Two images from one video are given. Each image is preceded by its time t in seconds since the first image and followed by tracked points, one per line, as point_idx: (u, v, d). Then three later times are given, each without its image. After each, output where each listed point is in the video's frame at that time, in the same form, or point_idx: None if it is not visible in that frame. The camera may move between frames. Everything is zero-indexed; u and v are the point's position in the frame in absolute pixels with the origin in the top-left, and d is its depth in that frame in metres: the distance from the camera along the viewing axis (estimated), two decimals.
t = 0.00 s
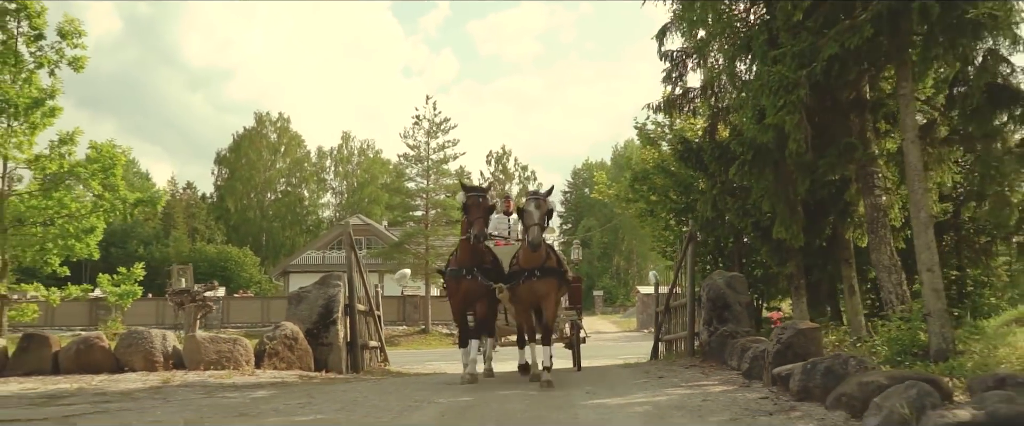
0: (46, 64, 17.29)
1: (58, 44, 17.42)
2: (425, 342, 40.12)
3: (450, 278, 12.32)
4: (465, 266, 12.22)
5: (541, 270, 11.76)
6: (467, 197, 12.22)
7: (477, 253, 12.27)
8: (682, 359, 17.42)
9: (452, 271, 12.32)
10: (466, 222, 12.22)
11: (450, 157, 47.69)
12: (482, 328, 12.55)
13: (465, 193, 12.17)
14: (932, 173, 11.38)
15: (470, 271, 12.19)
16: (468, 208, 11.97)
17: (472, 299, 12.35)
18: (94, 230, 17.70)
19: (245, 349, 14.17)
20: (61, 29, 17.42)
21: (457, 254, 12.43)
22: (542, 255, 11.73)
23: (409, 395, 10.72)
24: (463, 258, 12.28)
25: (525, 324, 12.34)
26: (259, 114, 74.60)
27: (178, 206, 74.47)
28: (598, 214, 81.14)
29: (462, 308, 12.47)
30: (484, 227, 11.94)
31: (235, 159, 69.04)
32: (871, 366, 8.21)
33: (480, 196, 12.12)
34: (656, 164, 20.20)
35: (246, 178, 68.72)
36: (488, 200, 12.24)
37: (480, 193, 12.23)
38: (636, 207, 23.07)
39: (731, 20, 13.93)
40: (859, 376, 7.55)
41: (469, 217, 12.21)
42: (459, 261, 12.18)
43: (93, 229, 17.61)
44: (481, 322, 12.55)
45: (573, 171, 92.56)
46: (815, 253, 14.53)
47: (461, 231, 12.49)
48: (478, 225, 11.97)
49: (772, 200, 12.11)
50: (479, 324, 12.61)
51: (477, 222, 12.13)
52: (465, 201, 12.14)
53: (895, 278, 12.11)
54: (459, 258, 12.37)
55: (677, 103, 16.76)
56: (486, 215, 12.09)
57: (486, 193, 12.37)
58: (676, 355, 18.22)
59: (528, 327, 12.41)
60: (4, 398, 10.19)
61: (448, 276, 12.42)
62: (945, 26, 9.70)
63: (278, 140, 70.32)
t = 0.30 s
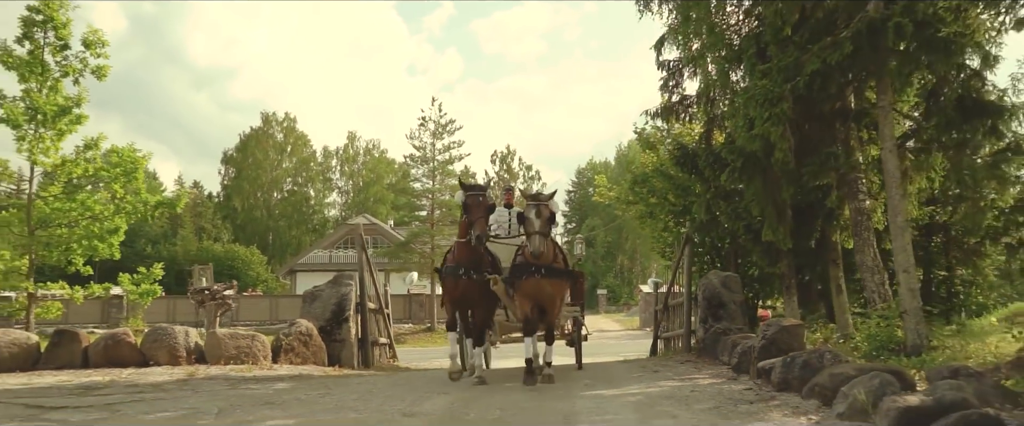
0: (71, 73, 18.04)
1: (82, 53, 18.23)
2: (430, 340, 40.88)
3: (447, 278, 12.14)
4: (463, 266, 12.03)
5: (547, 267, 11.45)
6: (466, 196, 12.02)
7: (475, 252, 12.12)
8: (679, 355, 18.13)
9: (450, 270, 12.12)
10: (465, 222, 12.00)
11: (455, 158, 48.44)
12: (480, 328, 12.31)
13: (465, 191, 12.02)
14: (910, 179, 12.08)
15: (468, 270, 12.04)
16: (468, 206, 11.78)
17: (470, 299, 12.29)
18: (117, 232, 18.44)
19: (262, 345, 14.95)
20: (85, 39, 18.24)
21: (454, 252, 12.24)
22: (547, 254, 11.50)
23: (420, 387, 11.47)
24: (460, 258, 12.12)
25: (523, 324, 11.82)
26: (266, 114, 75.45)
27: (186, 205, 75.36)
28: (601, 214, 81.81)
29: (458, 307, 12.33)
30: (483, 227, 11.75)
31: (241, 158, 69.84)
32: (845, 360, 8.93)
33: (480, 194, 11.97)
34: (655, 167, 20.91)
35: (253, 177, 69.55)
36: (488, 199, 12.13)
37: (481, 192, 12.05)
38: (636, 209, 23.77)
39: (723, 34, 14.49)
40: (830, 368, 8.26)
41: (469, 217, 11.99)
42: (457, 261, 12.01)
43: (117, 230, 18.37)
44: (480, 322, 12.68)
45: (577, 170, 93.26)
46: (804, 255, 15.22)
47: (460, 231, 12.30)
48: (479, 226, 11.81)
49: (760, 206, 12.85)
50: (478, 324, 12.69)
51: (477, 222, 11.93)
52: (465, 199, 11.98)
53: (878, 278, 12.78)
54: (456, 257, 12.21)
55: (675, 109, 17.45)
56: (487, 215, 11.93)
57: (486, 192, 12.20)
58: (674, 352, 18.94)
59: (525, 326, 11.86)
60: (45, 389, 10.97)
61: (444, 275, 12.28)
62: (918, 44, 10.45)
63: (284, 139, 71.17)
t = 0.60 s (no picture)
0: (93, 81, 18.81)
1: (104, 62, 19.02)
2: (436, 337, 41.66)
3: (441, 278, 11.63)
4: (458, 266, 11.47)
5: (550, 267, 11.29)
6: (468, 192, 11.38)
7: (471, 253, 11.57)
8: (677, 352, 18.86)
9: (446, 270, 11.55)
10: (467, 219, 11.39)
11: (460, 158, 49.20)
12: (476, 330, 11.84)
13: (466, 187, 11.38)
14: (892, 185, 12.79)
15: (464, 270, 11.47)
16: (471, 203, 11.18)
17: (465, 300, 11.69)
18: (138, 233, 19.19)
19: (279, 342, 15.70)
20: (106, 49, 19.04)
21: (449, 251, 11.72)
22: (553, 253, 11.29)
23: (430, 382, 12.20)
24: (457, 258, 11.55)
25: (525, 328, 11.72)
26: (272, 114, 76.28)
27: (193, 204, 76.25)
28: (605, 213, 82.57)
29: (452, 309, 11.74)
30: (485, 228, 11.19)
31: (248, 157, 70.67)
32: (825, 356, 9.63)
33: (482, 191, 11.29)
34: (654, 170, 21.62)
35: (259, 176, 70.37)
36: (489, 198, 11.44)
37: (483, 189, 11.35)
38: (636, 210, 24.48)
39: (717, 46, 15.14)
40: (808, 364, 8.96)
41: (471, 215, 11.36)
42: (450, 261, 11.51)
43: (138, 231, 19.11)
44: (474, 323, 11.89)
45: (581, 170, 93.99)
46: (796, 256, 15.91)
47: (457, 229, 11.69)
48: (481, 226, 11.19)
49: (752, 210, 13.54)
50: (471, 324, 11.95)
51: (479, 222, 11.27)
52: (466, 196, 11.33)
53: (863, 278, 13.48)
54: (452, 256, 11.66)
55: (672, 116, 18.14)
56: (490, 215, 11.33)
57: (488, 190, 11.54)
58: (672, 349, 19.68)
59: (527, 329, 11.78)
60: (79, 383, 11.71)
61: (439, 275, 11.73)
62: (897, 60, 11.15)
63: (290, 139, 72.00)
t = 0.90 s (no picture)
0: (114, 89, 19.61)
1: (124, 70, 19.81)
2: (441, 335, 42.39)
3: (446, 275, 11.13)
4: (465, 264, 11.00)
5: (565, 266, 11.20)
6: (473, 185, 10.82)
7: (478, 250, 11.08)
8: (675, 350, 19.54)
9: (451, 267, 11.07)
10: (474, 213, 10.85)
11: (465, 159, 49.92)
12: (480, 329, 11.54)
13: (471, 179, 10.82)
14: (876, 191, 13.50)
15: (471, 268, 11.01)
16: (478, 197, 10.66)
17: (472, 298, 11.29)
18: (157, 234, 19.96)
19: (293, 339, 16.43)
20: (127, 58, 19.82)
21: (453, 247, 11.18)
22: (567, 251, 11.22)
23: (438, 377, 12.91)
24: (462, 255, 11.02)
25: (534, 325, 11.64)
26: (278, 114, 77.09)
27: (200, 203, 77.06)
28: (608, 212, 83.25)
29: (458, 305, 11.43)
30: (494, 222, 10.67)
31: (254, 157, 71.46)
32: (808, 352, 10.37)
33: (490, 185, 10.80)
34: (653, 173, 22.29)
35: (265, 176, 71.14)
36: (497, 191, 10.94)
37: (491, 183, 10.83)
38: (636, 212, 25.15)
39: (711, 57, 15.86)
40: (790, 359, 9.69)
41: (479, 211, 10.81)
42: (456, 258, 10.99)
43: (157, 232, 19.88)
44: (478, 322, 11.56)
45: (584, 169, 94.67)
46: (788, 258, 16.58)
47: (461, 223, 11.13)
48: (492, 220, 10.66)
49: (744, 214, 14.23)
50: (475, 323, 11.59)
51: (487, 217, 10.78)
52: (470, 190, 10.78)
53: (851, 279, 14.17)
54: (456, 252, 11.13)
55: (671, 122, 18.83)
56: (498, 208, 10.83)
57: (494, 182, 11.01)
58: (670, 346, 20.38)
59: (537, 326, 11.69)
60: (110, 378, 12.44)
61: (442, 271, 11.18)
62: (879, 75, 11.88)
63: (296, 138, 72.79)
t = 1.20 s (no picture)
0: (132, 99, 20.40)
1: (142, 81, 20.58)
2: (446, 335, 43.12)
3: (444, 273, 10.69)
4: (464, 261, 10.62)
5: (569, 268, 10.74)
6: (475, 181, 10.55)
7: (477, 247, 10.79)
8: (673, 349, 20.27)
9: (449, 265, 10.65)
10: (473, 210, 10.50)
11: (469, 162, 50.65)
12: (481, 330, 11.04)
13: (473, 175, 10.55)
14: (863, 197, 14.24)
15: (470, 266, 10.63)
16: (480, 194, 10.34)
17: (471, 298, 10.87)
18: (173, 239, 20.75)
19: (305, 340, 17.16)
20: (144, 69, 20.60)
21: (452, 244, 10.85)
22: (571, 252, 10.76)
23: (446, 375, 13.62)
24: (462, 252, 10.69)
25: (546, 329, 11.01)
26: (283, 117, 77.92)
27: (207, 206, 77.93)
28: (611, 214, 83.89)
29: (456, 304, 10.93)
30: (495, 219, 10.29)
31: (260, 159, 72.30)
32: (792, 350, 11.09)
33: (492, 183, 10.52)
34: (651, 179, 22.98)
35: (271, 178, 71.94)
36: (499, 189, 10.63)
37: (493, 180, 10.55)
38: (636, 215, 25.83)
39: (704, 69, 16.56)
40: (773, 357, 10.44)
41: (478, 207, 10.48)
42: (455, 255, 10.62)
43: (174, 237, 20.68)
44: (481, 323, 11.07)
45: (588, 171, 95.35)
46: (780, 261, 17.23)
47: (462, 220, 10.88)
48: (491, 219, 10.27)
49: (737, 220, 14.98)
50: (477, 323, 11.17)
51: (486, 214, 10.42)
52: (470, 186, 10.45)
53: (837, 282, 14.90)
54: (456, 249, 10.77)
55: (668, 130, 19.53)
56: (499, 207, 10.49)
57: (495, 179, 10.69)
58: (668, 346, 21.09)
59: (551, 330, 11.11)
60: (136, 376, 13.19)
61: (439, 269, 10.76)
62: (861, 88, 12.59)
63: (301, 141, 73.61)
